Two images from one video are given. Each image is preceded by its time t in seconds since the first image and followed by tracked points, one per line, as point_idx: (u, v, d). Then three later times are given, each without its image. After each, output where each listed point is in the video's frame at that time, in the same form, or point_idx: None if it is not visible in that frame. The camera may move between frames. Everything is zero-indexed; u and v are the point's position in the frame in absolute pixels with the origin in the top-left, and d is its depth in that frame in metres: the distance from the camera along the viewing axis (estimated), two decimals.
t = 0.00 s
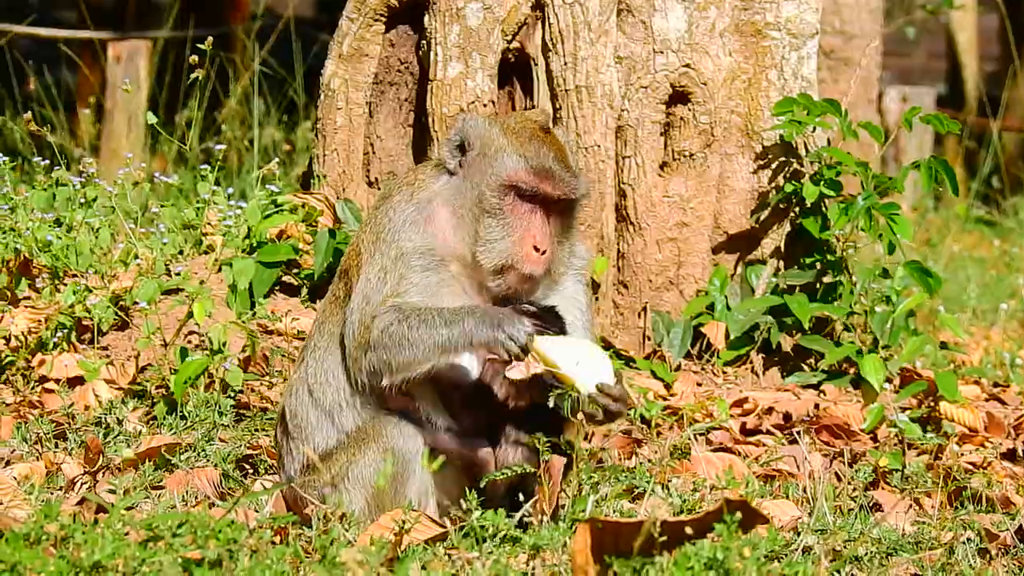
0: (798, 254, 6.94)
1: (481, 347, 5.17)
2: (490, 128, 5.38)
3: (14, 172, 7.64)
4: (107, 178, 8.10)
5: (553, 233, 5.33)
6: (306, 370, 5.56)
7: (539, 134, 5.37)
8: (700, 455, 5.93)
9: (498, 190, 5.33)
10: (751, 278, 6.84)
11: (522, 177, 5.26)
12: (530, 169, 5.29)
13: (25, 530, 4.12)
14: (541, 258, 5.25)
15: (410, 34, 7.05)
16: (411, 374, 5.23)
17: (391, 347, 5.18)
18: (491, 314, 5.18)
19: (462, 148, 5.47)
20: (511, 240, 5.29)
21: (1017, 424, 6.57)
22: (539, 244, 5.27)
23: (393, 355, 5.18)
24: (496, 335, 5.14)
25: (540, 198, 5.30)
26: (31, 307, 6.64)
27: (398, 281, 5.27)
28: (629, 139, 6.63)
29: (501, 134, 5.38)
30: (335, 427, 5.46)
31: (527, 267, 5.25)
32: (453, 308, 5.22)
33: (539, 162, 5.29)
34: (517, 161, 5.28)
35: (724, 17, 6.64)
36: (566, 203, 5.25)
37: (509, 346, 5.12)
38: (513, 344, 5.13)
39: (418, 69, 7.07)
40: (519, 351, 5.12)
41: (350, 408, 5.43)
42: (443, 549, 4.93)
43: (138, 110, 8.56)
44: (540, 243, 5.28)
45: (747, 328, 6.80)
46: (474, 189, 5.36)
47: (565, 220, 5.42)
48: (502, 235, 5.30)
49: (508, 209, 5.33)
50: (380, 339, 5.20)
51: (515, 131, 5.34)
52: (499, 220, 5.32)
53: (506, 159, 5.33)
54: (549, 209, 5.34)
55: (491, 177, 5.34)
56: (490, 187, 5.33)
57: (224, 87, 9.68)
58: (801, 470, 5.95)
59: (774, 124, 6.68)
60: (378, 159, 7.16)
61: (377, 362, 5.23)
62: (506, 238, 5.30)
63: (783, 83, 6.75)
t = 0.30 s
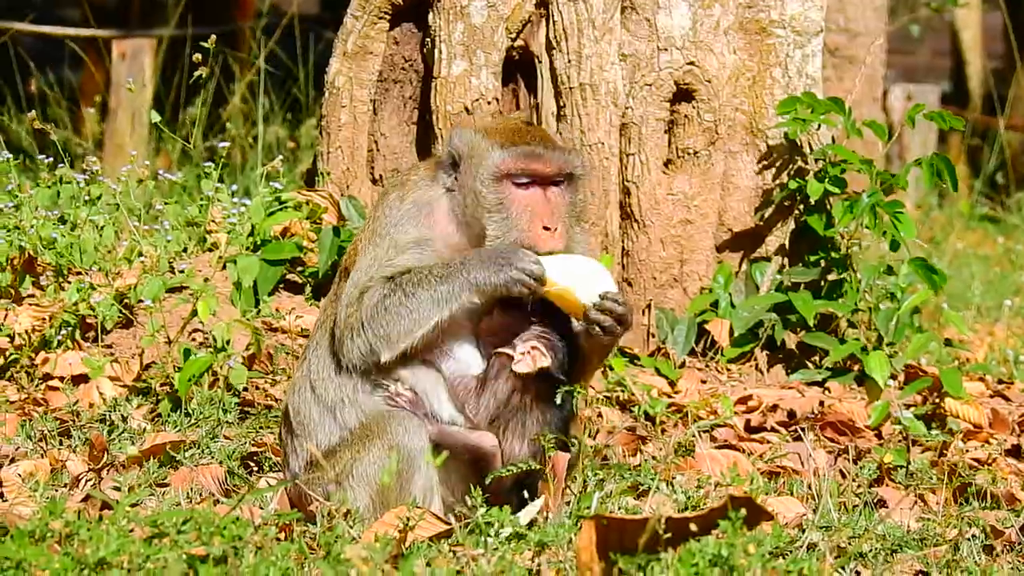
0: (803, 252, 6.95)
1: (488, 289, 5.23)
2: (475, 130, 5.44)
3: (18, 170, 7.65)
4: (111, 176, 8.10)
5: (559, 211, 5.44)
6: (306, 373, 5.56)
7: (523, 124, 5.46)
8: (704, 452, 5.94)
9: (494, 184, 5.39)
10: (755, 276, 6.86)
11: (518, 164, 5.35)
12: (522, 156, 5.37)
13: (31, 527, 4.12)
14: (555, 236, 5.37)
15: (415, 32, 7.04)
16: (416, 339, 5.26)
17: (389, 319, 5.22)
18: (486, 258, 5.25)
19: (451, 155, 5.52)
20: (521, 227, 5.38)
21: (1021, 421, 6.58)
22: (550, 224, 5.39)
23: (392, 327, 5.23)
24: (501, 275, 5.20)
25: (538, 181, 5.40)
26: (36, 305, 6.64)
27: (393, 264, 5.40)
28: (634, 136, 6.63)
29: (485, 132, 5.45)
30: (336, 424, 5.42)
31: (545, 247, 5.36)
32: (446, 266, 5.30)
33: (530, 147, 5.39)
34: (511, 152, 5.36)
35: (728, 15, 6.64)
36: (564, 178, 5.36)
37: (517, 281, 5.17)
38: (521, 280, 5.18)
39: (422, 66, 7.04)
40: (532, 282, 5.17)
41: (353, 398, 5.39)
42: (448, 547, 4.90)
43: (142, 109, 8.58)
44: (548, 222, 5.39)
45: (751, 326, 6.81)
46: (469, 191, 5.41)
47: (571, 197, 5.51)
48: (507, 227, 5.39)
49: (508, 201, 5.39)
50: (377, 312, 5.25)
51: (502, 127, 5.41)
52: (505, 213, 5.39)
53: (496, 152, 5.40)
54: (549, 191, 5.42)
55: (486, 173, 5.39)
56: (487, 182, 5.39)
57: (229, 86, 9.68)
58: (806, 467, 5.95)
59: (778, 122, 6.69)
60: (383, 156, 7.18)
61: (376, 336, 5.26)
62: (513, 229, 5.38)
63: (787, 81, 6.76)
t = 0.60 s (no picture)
0: (808, 245, 6.94)
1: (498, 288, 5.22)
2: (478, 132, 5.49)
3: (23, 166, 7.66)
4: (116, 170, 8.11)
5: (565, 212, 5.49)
6: (308, 366, 5.53)
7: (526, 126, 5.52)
8: (709, 445, 5.93)
9: (498, 188, 5.43)
10: (760, 270, 6.87)
11: (523, 168, 5.40)
12: (527, 159, 5.42)
13: (35, 522, 4.08)
14: (561, 238, 5.42)
15: (419, 26, 7.05)
16: (423, 336, 5.27)
17: (397, 314, 5.22)
18: (495, 260, 5.25)
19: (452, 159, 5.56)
20: (526, 228, 5.43)
21: None
22: (556, 225, 5.43)
23: (399, 321, 5.23)
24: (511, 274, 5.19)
25: (543, 184, 5.45)
26: (41, 300, 6.65)
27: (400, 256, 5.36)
28: (638, 131, 6.70)
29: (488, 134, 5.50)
30: (339, 417, 5.39)
31: (551, 247, 5.39)
32: (456, 267, 5.28)
33: (534, 151, 5.45)
34: (516, 156, 5.41)
35: (733, 9, 6.64)
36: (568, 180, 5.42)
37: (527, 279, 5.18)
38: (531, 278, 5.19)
39: (426, 61, 7.03)
40: (544, 274, 5.20)
41: (357, 392, 5.37)
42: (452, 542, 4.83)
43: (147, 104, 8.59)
44: (555, 223, 5.44)
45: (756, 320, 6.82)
46: (473, 195, 5.44)
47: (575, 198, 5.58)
48: (512, 230, 5.43)
49: (512, 204, 5.43)
50: (386, 306, 5.24)
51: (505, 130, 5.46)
52: (512, 215, 5.43)
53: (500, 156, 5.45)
54: (553, 193, 5.48)
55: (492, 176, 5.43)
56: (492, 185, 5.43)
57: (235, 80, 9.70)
58: (810, 461, 5.95)
59: (783, 116, 6.69)
60: (388, 151, 7.16)
61: (385, 330, 5.26)
62: (520, 230, 5.42)
63: (792, 74, 6.76)
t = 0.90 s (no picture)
0: (811, 240, 6.99)
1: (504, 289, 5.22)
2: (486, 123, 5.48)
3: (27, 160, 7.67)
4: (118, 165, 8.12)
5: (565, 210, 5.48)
6: (313, 361, 5.52)
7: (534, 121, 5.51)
8: (713, 440, 5.93)
9: (501, 183, 5.43)
10: (764, 264, 6.88)
11: (527, 163, 5.40)
12: (531, 155, 5.42)
13: (38, 516, 4.03)
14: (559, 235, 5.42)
15: (423, 21, 7.08)
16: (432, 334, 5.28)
17: (406, 311, 5.24)
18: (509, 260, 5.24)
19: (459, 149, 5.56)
20: (524, 223, 5.43)
21: None
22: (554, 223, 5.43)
23: (409, 319, 5.24)
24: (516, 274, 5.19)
25: (545, 181, 5.45)
26: (45, 294, 6.65)
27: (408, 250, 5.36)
28: (642, 125, 6.66)
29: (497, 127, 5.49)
30: (343, 412, 5.39)
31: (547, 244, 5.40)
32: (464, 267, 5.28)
33: (540, 147, 5.44)
34: (521, 151, 5.41)
35: (737, 3, 6.63)
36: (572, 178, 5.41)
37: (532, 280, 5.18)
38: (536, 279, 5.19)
39: (430, 55, 7.09)
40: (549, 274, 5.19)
41: (361, 387, 5.37)
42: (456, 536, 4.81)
43: (151, 98, 8.62)
44: (554, 220, 5.44)
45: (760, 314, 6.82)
46: (475, 186, 5.45)
47: (578, 196, 5.56)
48: (511, 224, 5.43)
49: (513, 198, 5.43)
50: (394, 302, 5.25)
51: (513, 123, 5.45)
52: (511, 209, 5.43)
53: (506, 150, 5.44)
54: (555, 190, 5.47)
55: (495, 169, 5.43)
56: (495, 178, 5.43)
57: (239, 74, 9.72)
58: (814, 456, 5.95)
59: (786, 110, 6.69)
60: (391, 146, 7.19)
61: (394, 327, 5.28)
62: (518, 224, 5.43)
63: (796, 68, 6.76)
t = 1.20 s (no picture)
0: (812, 235, 6.96)
1: (510, 360, 5.13)
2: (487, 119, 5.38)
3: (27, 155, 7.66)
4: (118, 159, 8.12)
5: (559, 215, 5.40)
6: (319, 352, 5.50)
7: (537, 119, 5.40)
8: (714, 434, 5.91)
9: (498, 183, 5.35)
10: (765, 258, 6.87)
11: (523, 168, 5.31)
12: (530, 159, 5.32)
13: (39, 511, 4.03)
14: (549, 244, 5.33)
15: (423, 15, 7.09)
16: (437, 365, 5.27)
17: (415, 337, 5.21)
18: (521, 326, 5.13)
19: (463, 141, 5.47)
20: (518, 226, 5.34)
21: None
22: (547, 231, 5.35)
23: (418, 345, 5.22)
24: (521, 348, 5.09)
25: (540, 186, 5.36)
26: (45, 289, 6.64)
27: (419, 257, 5.27)
28: (642, 119, 6.66)
29: (501, 124, 5.38)
30: (347, 407, 5.40)
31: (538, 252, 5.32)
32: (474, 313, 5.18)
33: (541, 151, 5.33)
34: (519, 153, 5.31)
35: None
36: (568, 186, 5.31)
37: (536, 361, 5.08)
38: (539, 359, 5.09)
39: (430, 49, 7.11)
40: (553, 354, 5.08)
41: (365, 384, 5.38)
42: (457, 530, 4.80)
43: (151, 92, 8.60)
44: (546, 229, 5.35)
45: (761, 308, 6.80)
46: (472, 184, 5.37)
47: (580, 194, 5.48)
48: (505, 228, 5.34)
49: (509, 201, 5.35)
50: (404, 324, 5.22)
51: (515, 122, 5.35)
52: (504, 210, 5.35)
53: (506, 150, 5.35)
54: (551, 195, 5.39)
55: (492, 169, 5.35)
56: (492, 178, 5.35)
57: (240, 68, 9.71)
58: (815, 450, 5.95)
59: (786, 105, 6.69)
60: (391, 140, 7.17)
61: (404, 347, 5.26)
62: (511, 227, 5.34)
63: (796, 62, 6.76)
